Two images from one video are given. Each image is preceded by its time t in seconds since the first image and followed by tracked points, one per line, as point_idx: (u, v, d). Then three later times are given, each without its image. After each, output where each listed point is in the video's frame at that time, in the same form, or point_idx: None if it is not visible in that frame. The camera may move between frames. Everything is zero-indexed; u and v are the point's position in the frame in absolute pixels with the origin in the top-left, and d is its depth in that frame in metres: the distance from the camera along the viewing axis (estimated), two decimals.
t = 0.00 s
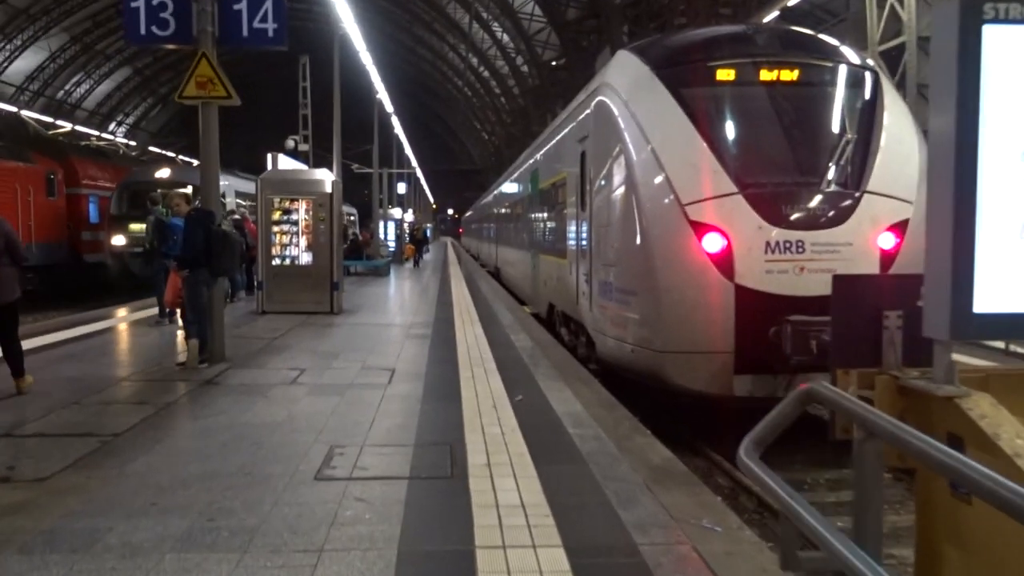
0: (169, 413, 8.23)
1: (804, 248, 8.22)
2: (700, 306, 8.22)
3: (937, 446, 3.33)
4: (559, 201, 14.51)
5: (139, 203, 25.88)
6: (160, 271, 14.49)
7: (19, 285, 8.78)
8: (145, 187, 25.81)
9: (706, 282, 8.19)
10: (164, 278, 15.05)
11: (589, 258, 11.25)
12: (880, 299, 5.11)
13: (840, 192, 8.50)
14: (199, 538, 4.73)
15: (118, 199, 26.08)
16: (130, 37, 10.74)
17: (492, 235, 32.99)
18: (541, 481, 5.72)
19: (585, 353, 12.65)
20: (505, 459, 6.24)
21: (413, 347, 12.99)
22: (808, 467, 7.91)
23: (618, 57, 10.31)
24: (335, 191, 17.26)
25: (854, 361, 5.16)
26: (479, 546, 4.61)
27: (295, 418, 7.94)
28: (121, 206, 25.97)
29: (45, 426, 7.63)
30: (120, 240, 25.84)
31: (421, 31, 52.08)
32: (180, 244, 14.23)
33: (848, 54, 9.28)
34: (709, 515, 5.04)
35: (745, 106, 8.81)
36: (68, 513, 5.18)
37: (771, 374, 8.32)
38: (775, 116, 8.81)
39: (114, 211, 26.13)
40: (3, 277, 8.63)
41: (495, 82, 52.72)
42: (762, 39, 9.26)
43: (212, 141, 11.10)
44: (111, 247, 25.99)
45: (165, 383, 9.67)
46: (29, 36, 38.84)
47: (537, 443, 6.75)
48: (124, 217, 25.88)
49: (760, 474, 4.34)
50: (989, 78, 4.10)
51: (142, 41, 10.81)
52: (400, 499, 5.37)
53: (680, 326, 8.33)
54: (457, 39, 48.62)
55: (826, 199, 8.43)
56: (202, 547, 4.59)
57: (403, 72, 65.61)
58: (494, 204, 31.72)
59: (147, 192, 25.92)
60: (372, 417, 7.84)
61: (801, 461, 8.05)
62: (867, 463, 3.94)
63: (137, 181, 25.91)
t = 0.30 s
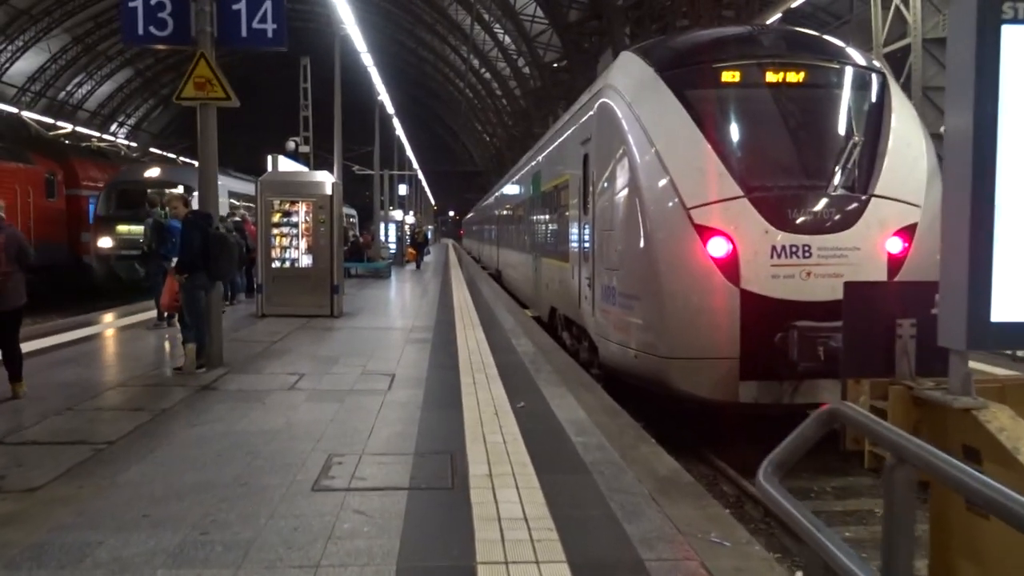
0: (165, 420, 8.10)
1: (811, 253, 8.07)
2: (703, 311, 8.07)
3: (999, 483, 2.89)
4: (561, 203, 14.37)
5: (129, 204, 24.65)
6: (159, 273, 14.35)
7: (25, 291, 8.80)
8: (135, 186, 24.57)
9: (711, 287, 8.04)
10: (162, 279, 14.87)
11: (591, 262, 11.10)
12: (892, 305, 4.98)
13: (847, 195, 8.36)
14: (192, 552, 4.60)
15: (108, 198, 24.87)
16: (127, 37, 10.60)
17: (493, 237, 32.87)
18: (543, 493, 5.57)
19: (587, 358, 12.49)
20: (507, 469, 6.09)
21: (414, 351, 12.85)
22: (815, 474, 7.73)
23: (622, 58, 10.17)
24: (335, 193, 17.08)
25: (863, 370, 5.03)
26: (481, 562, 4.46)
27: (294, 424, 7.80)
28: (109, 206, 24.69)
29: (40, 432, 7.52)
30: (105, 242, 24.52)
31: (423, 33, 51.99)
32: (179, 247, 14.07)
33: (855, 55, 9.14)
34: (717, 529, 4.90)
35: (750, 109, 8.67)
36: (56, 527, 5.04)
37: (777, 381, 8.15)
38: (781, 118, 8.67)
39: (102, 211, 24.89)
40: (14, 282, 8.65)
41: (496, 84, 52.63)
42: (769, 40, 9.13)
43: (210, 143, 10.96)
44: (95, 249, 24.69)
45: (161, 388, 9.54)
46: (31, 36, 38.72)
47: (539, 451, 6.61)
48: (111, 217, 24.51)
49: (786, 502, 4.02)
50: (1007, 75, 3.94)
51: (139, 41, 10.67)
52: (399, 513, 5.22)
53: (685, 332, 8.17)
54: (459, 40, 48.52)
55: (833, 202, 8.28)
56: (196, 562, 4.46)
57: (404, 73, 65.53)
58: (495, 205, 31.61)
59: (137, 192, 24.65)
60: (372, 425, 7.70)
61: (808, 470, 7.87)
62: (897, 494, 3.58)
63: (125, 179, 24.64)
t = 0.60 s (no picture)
0: (166, 428, 7.99)
1: (821, 258, 7.91)
2: (711, 317, 7.93)
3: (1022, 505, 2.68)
4: (567, 209, 14.26)
5: (122, 208, 24.19)
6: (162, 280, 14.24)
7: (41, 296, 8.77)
8: (130, 190, 24.17)
9: (719, 293, 7.89)
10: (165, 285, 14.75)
11: (597, 268, 10.97)
12: (908, 308, 4.86)
13: (857, 200, 8.21)
14: (188, 567, 4.48)
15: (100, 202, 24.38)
16: (128, 43, 10.50)
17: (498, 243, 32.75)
18: (548, 506, 5.43)
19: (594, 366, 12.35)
20: (512, 480, 5.95)
21: (419, 359, 12.73)
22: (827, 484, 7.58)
23: (628, 62, 10.05)
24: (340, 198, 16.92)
25: (878, 379, 4.86)
26: None
27: (296, 433, 7.68)
28: (101, 212, 24.26)
29: (39, 441, 7.41)
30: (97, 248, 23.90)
31: (428, 39, 51.95)
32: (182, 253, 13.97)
33: (864, 58, 9.00)
34: (728, 544, 4.76)
35: (758, 113, 8.54)
36: (50, 541, 4.94)
37: (786, 389, 8.00)
38: (789, 121, 8.54)
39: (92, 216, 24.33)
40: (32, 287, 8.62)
41: (502, 89, 52.50)
42: (776, 43, 9.00)
43: (213, 149, 10.87)
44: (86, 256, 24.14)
45: (163, 396, 9.43)
46: (39, 44, 38.72)
47: (544, 461, 6.48)
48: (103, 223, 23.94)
49: (806, 530, 3.89)
50: None
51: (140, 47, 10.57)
52: (401, 526, 5.09)
53: (694, 340, 8.03)
54: (464, 46, 48.45)
55: (842, 207, 8.13)
56: None
57: (410, 79, 65.49)
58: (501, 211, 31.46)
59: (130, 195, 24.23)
60: (375, 434, 7.58)
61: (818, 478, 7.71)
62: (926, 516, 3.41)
63: (120, 182, 24.28)
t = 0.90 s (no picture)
0: (178, 441, 7.93)
1: (839, 268, 7.78)
2: (727, 328, 7.81)
3: None
4: (582, 217, 14.17)
5: (125, 217, 23.90)
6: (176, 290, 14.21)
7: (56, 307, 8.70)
8: (134, 197, 23.94)
9: (735, 303, 7.77)
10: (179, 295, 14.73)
11: (612, 277, 10.88)
12: (929, 325, 4.87)
13: (876, 208, 8.08)
14: None
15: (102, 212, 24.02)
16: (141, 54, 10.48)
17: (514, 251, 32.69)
18: (562, 522, 5.32)
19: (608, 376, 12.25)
20: (525, 495, 5.84)
21: (433, 368, 12.66)
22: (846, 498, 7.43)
23: (642, 69, 9.95)
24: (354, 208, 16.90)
25: (900, 395, 4.85)
26: None
27: (307, 445, 7.61)
28: (106, 220, 23.85)
29: (51, 454, 7.36)
30: (99, 258, 23.38)
31: (444, 48, 52.01)
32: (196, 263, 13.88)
33: (882, 63, 8.86)
34: (745, 562, 4.64)
35: (775, 120, 8.43)
36: (54, 557, 4.88)
37: (804, 401, 7.87)
38: (806, 128, 8.42)
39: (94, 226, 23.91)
40: (47, 298, 8.56)
41: (517, 98, 52.52)
42: (792, 50, 8.89)
43: (226, 160, 10.84)
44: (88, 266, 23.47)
45: (176, 408, 9.39)
46: (59, 56, 38.89)
47: (557, 476, 6.39)
48: (107, 232, 23.58)
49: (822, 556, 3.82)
50: None
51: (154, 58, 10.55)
52: (412, 544, 5.00)
53: (709, 351, 7.91)
54: (480, 54, 48.49)
55: (860, 215, 8.01)
56: None
57: (426, 88, 65.60)
58: (516, 219, 31.41)
59: (134, 203, 23.96)
60: (386, 446, 7.50)
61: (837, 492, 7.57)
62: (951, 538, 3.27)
63: (123, 189, 24.02)
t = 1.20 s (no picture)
0: (212, 458, 7.90)
1: (884, 284, 7.56)
2: (768, 346, 7.63)
3: None
4: (619, 233, 14.04)
5: (154, 232, 24.18)
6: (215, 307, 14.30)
7: (95, 323, 8.71)
8: (164, 212, 24.23)
9: (776, 320, 7.59)
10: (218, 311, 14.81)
11: (649, 293, 10.72)
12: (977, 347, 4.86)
13: (922, 222, 7.86)
14: None
15: (133, 228, 24.36)
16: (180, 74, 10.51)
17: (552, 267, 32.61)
18: (595, 547, 5.16)
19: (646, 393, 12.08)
20: (558, 518, 5.68)
21: (469, 385, 12.57)
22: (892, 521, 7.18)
23: (680, 83, 9.81)
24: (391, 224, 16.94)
25: (951, 418, 4.89)
26: None
27: (340, 464, 7.53)
28: (137, 236, 24.19)
29: (86, 471, 7.36)
30: (129, 274, 24.01)
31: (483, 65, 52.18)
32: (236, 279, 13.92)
33: (927, 75, 8.66)
34: None
35: (816, 133, 8.24)
36: None
37: (847, 421, 7.64)
38: (848, 142, 8.24)
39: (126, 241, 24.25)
40: (82, 315, 8.57)
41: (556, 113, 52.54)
42: (834, 61, 8.70)
43: (264, 177, 10.86)
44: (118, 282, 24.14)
45: (211, 424, 9.38)
46: (108, 77, 39.46)
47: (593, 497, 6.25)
48: (136, 247, 23.99)
49: None
50: None
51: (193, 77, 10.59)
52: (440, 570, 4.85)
53: (749, 369, 7.72)
54: (518, 70, 48.58)
55: (905, 230, 7.79)
56: None
57: (465, 104, 65.86)
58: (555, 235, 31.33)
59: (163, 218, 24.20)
60: (420, 465, 7.40)
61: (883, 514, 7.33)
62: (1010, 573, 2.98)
63: (154, 205, 24.32)
